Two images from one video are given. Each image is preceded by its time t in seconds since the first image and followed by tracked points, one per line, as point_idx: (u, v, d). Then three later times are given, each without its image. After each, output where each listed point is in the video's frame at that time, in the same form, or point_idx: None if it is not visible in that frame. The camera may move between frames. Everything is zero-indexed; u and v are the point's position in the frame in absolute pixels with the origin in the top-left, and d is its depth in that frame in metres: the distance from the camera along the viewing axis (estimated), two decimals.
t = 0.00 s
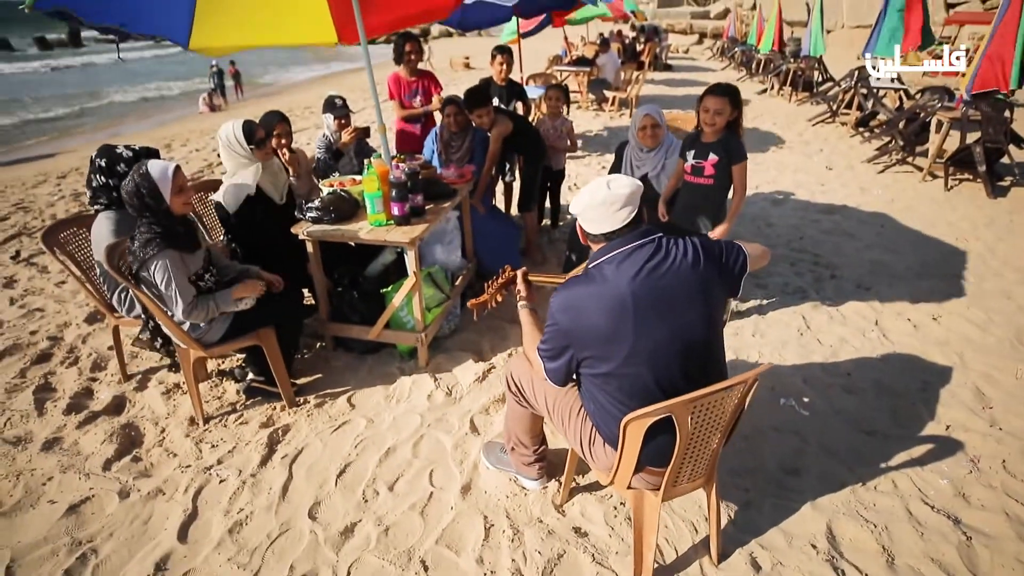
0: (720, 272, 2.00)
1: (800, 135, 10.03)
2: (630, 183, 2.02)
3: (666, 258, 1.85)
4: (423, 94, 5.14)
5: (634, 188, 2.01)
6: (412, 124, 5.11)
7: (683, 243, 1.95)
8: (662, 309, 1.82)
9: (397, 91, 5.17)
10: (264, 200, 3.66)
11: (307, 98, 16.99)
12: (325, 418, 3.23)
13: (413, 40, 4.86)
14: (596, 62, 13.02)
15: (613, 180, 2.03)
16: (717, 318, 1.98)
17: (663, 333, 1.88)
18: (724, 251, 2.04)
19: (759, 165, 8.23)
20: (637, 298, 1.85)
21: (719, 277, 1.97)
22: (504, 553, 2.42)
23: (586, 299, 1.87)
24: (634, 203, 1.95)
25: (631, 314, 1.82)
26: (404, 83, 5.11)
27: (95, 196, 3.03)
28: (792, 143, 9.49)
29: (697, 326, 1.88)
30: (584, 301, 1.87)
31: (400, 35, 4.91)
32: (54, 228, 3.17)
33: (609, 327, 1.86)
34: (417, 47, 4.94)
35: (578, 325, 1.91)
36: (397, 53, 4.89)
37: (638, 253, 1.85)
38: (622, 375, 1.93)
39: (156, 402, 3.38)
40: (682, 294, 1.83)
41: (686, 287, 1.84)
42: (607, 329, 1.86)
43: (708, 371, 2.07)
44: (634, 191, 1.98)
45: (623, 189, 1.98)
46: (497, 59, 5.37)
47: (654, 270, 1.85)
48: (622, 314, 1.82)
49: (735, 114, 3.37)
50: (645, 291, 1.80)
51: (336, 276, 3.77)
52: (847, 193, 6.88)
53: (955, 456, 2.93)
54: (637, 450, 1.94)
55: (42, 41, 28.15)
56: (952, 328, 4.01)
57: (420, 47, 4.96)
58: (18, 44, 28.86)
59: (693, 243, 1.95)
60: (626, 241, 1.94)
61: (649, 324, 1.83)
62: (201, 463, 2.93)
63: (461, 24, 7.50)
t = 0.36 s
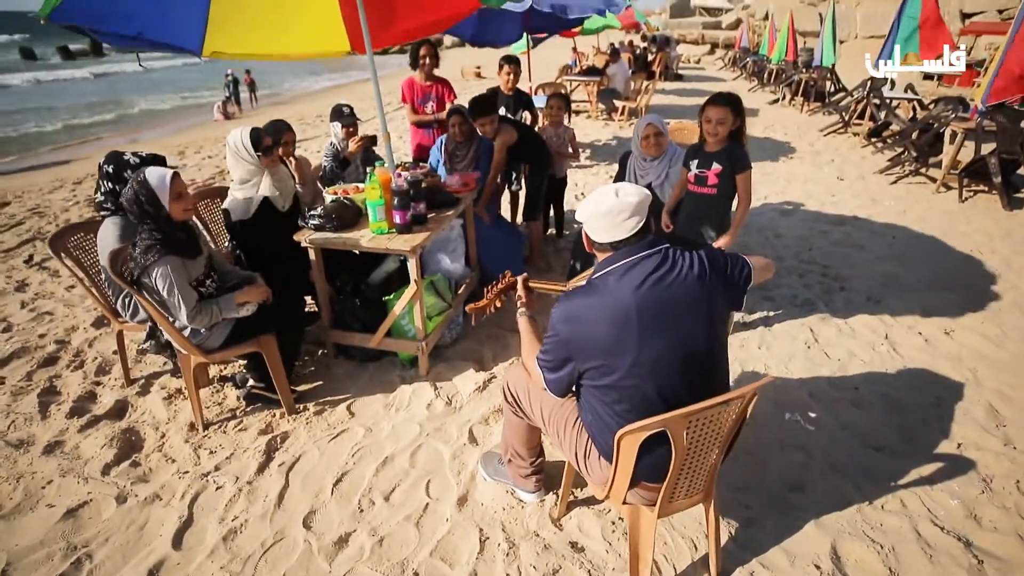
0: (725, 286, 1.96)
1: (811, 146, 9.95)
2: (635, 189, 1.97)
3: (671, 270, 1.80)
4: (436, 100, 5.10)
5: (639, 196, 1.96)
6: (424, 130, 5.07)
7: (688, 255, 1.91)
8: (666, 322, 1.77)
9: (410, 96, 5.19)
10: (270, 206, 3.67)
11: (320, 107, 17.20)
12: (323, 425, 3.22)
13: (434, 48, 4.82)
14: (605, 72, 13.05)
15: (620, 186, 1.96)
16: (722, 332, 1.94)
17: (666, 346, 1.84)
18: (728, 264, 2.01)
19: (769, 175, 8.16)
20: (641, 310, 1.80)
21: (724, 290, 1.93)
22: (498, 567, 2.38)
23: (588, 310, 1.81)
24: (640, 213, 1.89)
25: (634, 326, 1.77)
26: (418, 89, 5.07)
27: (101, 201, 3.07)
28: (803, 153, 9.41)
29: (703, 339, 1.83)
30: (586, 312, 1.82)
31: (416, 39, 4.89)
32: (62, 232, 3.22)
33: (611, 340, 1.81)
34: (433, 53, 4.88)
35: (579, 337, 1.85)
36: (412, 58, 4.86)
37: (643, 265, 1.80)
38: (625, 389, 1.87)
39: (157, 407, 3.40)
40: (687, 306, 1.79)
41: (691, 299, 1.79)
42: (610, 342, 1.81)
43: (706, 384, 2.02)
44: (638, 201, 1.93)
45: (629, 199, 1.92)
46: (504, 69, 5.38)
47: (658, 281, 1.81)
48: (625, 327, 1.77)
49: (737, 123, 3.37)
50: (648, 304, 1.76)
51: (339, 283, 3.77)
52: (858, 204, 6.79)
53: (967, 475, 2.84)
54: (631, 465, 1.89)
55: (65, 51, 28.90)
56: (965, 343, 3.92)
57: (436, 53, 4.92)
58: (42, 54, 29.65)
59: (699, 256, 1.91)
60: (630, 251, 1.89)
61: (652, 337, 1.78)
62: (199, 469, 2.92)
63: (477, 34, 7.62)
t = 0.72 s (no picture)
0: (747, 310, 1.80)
1: (827, 154, 9.73)
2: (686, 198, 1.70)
3: (704, 285, 1.60)
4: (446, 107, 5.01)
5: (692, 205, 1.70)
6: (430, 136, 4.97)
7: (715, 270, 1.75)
8: (693, 342, 1.58)
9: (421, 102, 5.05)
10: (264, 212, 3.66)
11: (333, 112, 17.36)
12: (312, 434, 3.15)
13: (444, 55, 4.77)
14: (617, 78, 12.97)
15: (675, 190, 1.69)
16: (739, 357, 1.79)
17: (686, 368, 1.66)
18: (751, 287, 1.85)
19: (782, 183, 7.97)
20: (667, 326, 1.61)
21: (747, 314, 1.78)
22: None
23: (610, 318, 1.59)
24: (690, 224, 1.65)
25: (659, 343, 1.56)
26: (428, 94, 4.97)
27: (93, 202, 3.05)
28: (818, 161, 9.21)
29: (724, 364, 1.66)
30: (607, 319, 1.59)
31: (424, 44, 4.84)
32: (55, 235, 3.21)
33: (631, 354, 1.59)
34: (443, 58, 4.79)
35: (595, 347, 1.62)
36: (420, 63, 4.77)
37: (675, 275, 1.59)
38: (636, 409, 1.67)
39: (146, 412, 3.35)
40: (716, 327, 1.60)
41: (720, 320, 1.61)
42: (629, 356, 1.59)
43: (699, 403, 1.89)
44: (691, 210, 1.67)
45: (685, 203, 1.66)
46: (508, 74, 5.33)
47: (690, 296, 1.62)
48: (651, 341, 1.56)
49: (743, 127, 3.26)
50: (678, 320, 1.55)
51: (333, 288, 3.71)
52: (874, 213, 6.59)
53: (986, 502, 2.66)
54: (618, 490, 1.76)
55: (90, 58, 29.65)
56: (985, 359, 3.73)
57: (445, 58, 4.82)
58: (68, 61, 30.49)
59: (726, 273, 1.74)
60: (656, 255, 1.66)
61: (676, 357, 1.58)
62: (183, 477, 2.86)
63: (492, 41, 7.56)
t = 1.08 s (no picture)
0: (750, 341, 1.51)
1: (850, 161, 9.37)
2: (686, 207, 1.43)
3: (703, 307, 1.31)
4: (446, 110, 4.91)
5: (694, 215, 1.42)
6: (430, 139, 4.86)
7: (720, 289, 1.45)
8: (681, 373, 1.28)
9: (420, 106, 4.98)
10: (254, 215, 3.56)
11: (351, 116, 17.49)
12: (288, 447, 3.04)
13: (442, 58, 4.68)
14: (634, 83, 12.75)
15: (670, 199, 1.41)
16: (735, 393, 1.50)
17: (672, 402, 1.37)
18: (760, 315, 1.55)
19: (801, 191, 7.67)
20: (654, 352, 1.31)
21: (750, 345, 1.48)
22: None
23: (588, 334, 1.29)
24: (690, 235, 1.36)
25: (642, 370, 1.26)
26: (428, 97, 4.87)
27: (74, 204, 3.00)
28: (841, 169, 8.85)
29: (716, 402, 1.37)
30: (583, 335, 1.30)
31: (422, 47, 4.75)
32: (41, 237, 3.19)
33: (608, 381, 1.30)
34: (441, 58, 4.64)
35: (568, 366, 1.33)
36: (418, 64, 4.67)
37: (668, 290, 1.29)
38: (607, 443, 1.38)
39: (127, 418, 3.29)
40: (713, 359, 1.30)
41: (717, 351, 1.32)
42: (605, 381, 1.30)
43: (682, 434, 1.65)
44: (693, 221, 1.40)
45: (685, 212, 1.38)
46: (511, 78, 5.22)
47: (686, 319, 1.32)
48: (631, 369, 1.26)
49: (748, 134, 3.05)
50: (666, 346, 1.25)
51: (320, 296, 3.62)
52: (898, 224, 6.27)
53: (1011, 548, 2.41)
54: (581, 527, 1.59)
55: (122, 63, 30.62)
56: (1015, 385, 3.44)
57: (444, 59, 4.70)
58: (102, 66, 31.51)
59: (731, 295, 1.44)
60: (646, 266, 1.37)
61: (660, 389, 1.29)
62: (153, 489, 2.78)
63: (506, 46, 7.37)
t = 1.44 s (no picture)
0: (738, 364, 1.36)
1: (886, 172, 8.96)
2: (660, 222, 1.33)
3: (675, 330, 1.19)
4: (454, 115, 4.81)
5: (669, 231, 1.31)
6: (438, 146, 4.83)
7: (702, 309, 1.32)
8: (647, 403, 1.17)
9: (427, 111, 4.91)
10: (257, 220, 3.59)
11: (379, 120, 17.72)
12: (281, 453, 3.02)
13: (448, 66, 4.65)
14: (661, 89, 12.54)
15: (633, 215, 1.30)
16: (716, 422, 1.37)
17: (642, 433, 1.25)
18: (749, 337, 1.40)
19: (831, 203, 7.36)
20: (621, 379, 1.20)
21: (736, 370, 1.34)
22: None
23: (547, 358, 1.20)
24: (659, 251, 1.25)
25: (602, 397, 1.16)
26: (434, 103, 4.80)
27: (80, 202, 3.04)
28: (875, 180, 8.48)
29: (690, 432, 1.25)
30: (542, 358, 1.20)
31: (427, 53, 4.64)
32: (53, 237, 3.27)
33: (567, 408, 1.20)
34: (446, 64, 4.58)
35: (526, 392, 1.24)
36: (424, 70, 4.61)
37: (635, 312, 1.19)
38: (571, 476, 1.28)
39: (129, 417, 3.33)
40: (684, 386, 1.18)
41: (691, 378, 1.19)
42: (565, 409, 1.20)
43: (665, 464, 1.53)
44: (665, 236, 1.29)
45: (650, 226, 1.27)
46: (526, 83, 5.05)
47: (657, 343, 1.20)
48: (591, 396, 1.16)
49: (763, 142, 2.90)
50: (631, 373, 1.14)
51: (322, 301, 3.61)
52: (933, 240, 5.94)
53: None
54: (550, 564, 1.48)
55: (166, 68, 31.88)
56: None
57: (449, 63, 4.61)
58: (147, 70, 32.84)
59: (711, 316, 1.31)
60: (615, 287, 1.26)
61: (623, 419, 1.17)
62: (145, 490, 2.79)
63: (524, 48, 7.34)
